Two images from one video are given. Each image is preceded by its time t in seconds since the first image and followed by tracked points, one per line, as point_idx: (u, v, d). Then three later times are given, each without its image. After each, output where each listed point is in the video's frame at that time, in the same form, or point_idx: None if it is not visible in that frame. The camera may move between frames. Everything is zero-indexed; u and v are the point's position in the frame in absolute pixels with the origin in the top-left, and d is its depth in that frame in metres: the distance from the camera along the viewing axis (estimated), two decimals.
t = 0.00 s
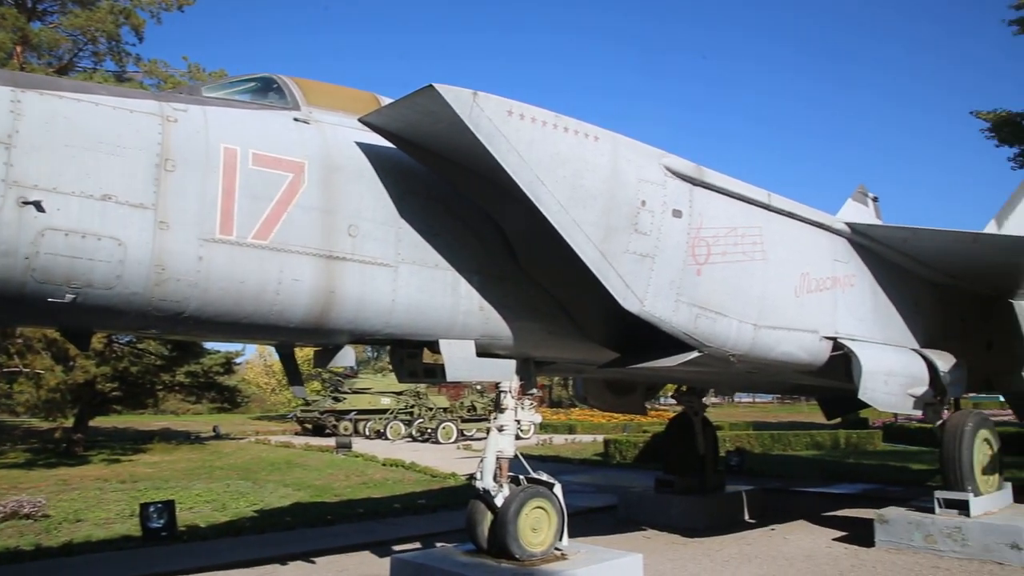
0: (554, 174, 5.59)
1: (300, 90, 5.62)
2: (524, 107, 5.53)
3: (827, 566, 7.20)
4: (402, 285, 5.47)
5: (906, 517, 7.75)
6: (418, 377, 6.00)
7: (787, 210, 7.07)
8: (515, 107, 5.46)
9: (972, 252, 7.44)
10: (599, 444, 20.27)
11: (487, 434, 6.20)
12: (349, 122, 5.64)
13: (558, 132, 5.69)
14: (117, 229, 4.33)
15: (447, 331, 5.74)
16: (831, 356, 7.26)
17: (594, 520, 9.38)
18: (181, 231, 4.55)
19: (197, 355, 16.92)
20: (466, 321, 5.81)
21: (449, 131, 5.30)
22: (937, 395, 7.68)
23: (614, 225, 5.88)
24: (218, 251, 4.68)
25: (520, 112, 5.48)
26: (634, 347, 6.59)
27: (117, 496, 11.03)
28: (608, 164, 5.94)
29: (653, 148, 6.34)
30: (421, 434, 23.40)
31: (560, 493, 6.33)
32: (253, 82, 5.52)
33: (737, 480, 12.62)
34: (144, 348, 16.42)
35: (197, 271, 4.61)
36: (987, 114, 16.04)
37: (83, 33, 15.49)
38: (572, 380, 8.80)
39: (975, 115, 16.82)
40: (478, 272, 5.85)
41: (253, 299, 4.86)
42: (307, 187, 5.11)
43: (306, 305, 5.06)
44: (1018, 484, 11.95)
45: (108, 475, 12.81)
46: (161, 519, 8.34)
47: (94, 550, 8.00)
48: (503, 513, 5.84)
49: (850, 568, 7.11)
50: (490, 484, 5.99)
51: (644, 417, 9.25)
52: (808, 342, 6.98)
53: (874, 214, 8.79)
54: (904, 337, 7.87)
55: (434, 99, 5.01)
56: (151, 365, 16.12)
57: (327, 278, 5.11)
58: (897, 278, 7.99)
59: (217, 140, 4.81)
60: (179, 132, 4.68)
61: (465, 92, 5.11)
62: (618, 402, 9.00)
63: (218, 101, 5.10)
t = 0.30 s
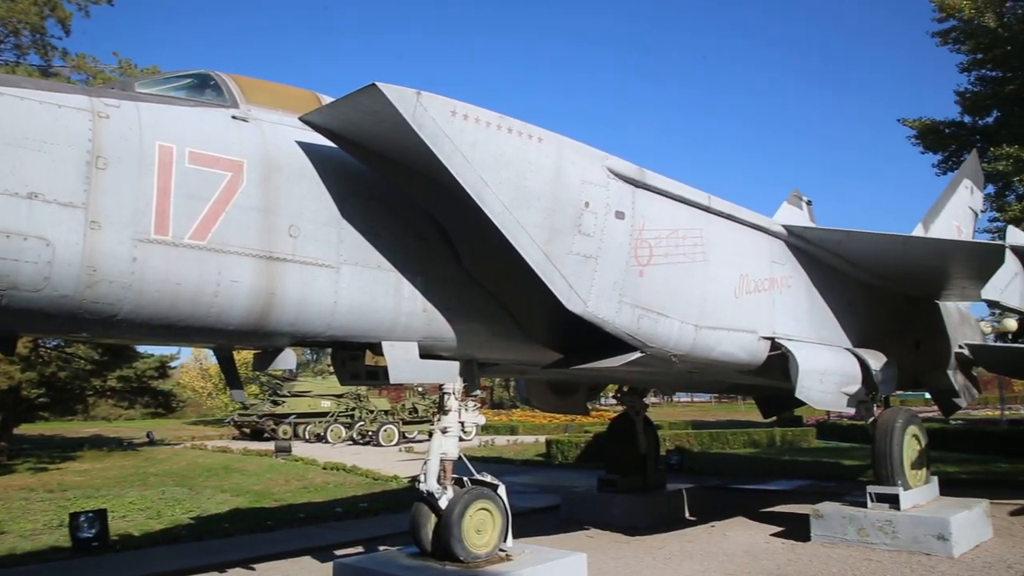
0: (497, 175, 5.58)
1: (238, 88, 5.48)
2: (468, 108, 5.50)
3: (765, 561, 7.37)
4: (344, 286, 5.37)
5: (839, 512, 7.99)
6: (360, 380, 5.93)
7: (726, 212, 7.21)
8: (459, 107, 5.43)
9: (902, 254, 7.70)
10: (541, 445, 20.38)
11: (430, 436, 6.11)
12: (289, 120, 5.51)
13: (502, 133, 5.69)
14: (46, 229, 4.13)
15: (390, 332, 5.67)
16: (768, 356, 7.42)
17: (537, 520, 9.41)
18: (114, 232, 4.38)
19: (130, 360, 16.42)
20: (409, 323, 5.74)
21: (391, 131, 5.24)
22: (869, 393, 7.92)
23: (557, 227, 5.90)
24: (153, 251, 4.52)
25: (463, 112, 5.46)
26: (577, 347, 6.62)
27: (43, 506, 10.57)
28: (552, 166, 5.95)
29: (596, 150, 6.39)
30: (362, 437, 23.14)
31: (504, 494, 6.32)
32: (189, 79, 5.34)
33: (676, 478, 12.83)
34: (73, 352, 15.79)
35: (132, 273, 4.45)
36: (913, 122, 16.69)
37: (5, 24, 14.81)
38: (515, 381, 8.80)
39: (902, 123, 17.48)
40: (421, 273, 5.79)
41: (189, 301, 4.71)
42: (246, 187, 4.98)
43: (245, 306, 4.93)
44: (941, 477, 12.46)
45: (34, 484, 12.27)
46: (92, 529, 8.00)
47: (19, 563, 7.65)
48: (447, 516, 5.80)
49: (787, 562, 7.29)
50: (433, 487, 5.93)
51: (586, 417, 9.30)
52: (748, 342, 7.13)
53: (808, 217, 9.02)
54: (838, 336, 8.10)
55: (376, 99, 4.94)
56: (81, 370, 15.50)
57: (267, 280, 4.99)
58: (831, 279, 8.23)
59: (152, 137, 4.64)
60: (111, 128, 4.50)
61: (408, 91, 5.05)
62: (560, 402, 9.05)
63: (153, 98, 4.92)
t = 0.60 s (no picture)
0: (448, 169, 5.54)
1: (181, 74, 5.31)
2: (419, 100, 5.45)
3: (710, 553, 7.50)
4: (291, 279, 5.27)
5: (781, 503, 8.18)
6: (307, 375, 5.83)
7: (675, 209, 7.30)
8: (410, 99, 5.37)
9: (843, 252, 7.90)
10: (489, 440, 20.42)
11: (378, 431, 6.02)
12: (234, 109, 5.37)
13: (453, 126, 5.65)
14: None
15: (337, 327, 5.58)
16: (714, 351, 7.55)
17: (485, 516, 9.40)
18: (50, 221, 4.21)
19: (66, 355, 15.87)
20: (357, 316, 5.66)
21: (340, 121, 5.16)
22: (811, 387, 8.12)
23: (507, 221, 5.89)
24: (92, 242, 4.36)
25: (414, 104, 5.40)
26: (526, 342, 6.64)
27: None
28: (502, 160, 5.94)
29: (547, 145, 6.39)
30: (308, 432, 22.86)
31: (453, 489, 6.27)
32: (130, 64, 5.15)
33: (622, 472, 13.00)
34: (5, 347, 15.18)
35: (68, 263, 4.28)
36: (853, 124, 17.18)
37: None
38: (464, 376, 8.76)
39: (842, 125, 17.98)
40: (369, 266, 5.72)
41: (130, 294, 4.56)
42: (189, 177, 4.84)
43: (188, 299, 4.79)
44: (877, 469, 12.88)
45: None
46: (23, 531, 7.63)
47: None
48: (395, 512, 5.73)
49: (732, 554, 7.43)
50: (381, 483, 5.87)
51: (534, 412, 9.31)
52: (694, 338, 7.24)
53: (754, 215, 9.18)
54: (781, 332, 8.28)
55: (325, 89, 4.85)
56: (13, 365, 14.90)
57: (211, 272, 4.86)
58: (774, 276, 8.40)
59: (90, 123, 4.47)
60: (47, 113, 4.32)
61: (358, 82, 4.98)
62: (509, 398, 9.06)
63: (90, 82, 4.72)
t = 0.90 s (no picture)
0: (401, 166, 5.49)
1: (127, 65, 5.13)
2: (372, 97, 5.39)
3: (661, 550, 7.59)
4: (240, 276, 5.16)
5: (730, 500, 8.32)
6: (256, 374, 5.72)
7: (627, 209, 7.36)
8: (363, 96, 5.31)
9: (790, 253, 8.06)
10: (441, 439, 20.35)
11: (328, 430, 5.94)
12: (183, 102, 5.23)
13: (406, 123, 5.60)
14: None
15: (287, 325, 5.49)
16: (665, 350, 7.64)
17: (437, 515, 9.36)
18: None
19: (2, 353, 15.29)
20: (308, 314, 5.57)
21: (291, 116, 5.07)
22: (759, 386, 8.27)
23: (460, 220, 5.87)
24: (31, 236, 4.20)
25: (367, 100, 5.34)
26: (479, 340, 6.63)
27: None
28: (456, 158, 5.91)
29: (501, 144, 6.38)
30: (257, 432, 22.48)
31: (405, 489, 6.22)
32: (72, 52, 4.95)
33: (574, 471, 13.07)
34: None
35: (5, 258, 4.12)
36: (800, 128, 17.56)
37: None
38: (416, 375, 8.69)
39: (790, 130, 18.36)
40: (320, 263, 5.63)
41: (71, 290, 4.41)
42: (135, 170, 4.70)
43: (133, 296, 4.65)
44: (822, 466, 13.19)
45: None
46: None
47: None
48: (346, 512, 5.65)
49: (682, 550, 7.53)
50: (332, 483, 5.79)
51: (486, 411, 9.30)
52: (646, 337, 7.31)
53: (704, 216, 9.31)
54: (731, 331, 8.41)
55: (277, 82, 4.75)
56: None
57: (157, 269, 4.74)
58: (724, 277, 8.54)
59: (31, 113, 4.30)
60: None
61: (311, 77, 4.90)
62: (460, 397, 9.04)
63: (30, 70, 4.53)
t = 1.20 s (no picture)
0: (352, 164, 5.43)
1: (68, 53, 4.95)
2: (323, 93, 5.32)
3: (610, 549, 7.65)
4: (185, 273, 5.03)
5: (678, 500, 8.44)
6: (202, 373, 5.60)
7: (579, 211, 7.40)
8: (314, 92, 5.24)
9: (738, 256, 8.21)
10: (391, 440, 20.20)
11: (275, 430, 5.83)
12: (127, 94, 5.07)
13: (358, 121, 5.54)
14: None
15: (233, 323, 5.37)
16: (616, 351, 7.70)
17: (386, 517, 9.28)
18: None
19: None
20: (255, 313, 5.46)
21: (240, 111, 4.97)
22: (707, 386, 8.40)
23: (412, 219, 5.83)
24: None
25: (319, 97, 5.27)
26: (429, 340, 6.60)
27: None
28: (408, 157, 5.87)
29: (454, 144, 6.36)
30: (202, 433, 22.01)
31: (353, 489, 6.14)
32: (10, 39, 4.74)
33: (524, 471, 13.11)
34: None
35: None
36: (749, 134, 17.93)
37: None
38: (366, 375, 8.60)
39: (738, 135, 18.70)
40: (268, 261, 5.52)
41: (7, 286, 4.24)
42: (76, 163, 4.54)
43: (73, 292, 4.50)
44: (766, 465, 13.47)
45: None
46: None
47: None
48: (293, 514, 5.56)
49: (631, 549, 7.60)
50: (279, 483, 5.69)
51: (436, 411, 9.26)
52: (596, 337, 7.36)
53: (654, 219, 9.42)
54: (680, 333, 8.53)
55: (226, 77, 4.65)
56: None
57: (99, 265, 4.59)
58: (673, 278, 8.66)
59: None
60: None
61: (261, 72, 4.81)
62: (410, 397, 8.99)
63: None
